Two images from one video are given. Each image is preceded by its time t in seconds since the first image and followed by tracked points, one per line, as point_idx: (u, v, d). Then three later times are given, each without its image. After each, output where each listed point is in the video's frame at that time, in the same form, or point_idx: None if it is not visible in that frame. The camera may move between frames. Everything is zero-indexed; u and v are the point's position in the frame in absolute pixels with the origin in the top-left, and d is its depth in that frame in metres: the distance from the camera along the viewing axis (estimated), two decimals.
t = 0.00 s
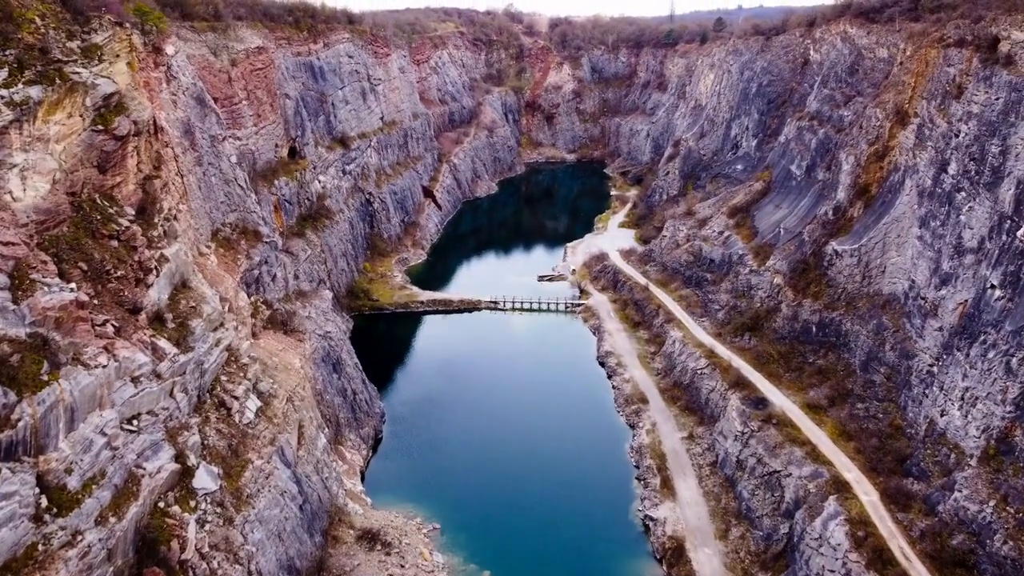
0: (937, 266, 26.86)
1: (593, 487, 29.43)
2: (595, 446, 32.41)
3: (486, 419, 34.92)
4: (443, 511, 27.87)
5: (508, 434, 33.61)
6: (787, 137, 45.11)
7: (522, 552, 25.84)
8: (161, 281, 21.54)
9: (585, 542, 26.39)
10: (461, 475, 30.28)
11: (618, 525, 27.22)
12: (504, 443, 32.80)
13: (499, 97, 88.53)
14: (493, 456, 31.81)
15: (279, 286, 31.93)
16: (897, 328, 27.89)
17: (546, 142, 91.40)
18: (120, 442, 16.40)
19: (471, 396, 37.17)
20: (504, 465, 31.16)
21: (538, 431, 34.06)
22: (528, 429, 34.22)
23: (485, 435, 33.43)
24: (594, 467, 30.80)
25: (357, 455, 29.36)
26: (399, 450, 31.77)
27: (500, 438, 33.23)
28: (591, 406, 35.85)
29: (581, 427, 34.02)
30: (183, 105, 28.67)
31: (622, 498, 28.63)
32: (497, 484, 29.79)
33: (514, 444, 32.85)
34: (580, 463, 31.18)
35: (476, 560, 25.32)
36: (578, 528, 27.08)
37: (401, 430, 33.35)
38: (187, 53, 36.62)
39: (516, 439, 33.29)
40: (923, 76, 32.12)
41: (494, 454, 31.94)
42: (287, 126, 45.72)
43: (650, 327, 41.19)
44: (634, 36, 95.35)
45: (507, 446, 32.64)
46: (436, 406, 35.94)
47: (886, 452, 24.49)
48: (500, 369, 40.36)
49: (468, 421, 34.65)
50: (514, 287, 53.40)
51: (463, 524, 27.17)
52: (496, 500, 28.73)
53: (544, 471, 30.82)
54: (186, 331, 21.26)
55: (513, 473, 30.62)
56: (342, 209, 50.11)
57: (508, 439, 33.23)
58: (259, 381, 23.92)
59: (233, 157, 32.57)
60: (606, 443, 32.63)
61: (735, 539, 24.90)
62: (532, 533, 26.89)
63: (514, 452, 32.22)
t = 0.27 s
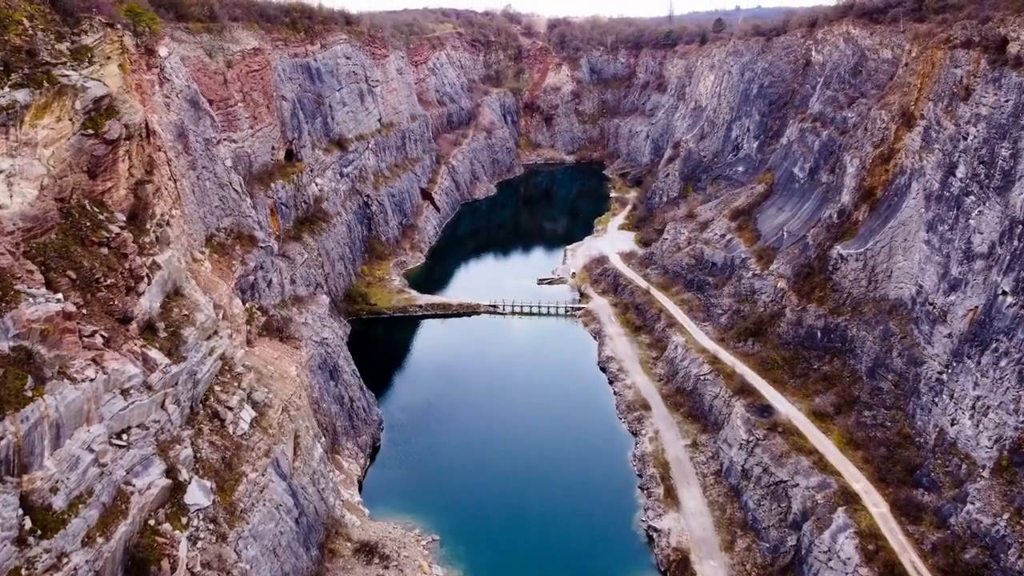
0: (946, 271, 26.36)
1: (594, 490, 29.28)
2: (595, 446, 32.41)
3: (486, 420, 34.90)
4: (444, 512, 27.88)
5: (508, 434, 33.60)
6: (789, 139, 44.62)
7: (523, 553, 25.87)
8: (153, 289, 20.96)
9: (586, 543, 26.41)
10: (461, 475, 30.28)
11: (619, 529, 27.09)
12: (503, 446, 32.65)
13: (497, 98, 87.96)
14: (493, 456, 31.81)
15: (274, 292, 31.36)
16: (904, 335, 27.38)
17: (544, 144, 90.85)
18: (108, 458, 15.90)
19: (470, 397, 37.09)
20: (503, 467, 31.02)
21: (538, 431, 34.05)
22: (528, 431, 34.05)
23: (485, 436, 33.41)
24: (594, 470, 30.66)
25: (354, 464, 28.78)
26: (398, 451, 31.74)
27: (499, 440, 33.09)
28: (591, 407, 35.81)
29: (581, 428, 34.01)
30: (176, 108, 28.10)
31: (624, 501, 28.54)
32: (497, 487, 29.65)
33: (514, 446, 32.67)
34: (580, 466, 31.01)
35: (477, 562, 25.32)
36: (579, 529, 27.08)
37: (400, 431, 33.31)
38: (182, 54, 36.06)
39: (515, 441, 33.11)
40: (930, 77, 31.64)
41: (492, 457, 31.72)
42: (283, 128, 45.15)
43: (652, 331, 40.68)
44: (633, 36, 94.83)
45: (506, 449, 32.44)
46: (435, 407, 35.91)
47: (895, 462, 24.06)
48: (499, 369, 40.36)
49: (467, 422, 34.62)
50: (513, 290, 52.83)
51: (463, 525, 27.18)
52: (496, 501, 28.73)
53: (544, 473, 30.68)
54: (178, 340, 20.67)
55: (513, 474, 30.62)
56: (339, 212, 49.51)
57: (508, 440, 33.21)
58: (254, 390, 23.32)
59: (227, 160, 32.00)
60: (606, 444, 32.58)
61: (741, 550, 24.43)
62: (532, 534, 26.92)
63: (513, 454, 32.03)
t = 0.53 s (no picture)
0: (954, 275, 25.91)
1: (594, 492, 29.33)
2: (594, 447, 32.49)
3: (485, 420, 34.98)
4: (443, 513, 28.01)
5: (507, 435, 33.68)
6: (791, 141, 44.17)
7: (523, 554, 26.04)
8: (145, 297, 20.39)
9: (585, 543, 26.54)
10: (461, 476, 30.39)
11: (619, 530, 27.13)
12: (503, 447, 32.66)
13: (495, 99, 87.48)
14: (493, 456, 31.91)
15: (270, 297, 30.84)
16: (911, 340, 26.91)
17: (543, 145, 90.36)
18: (96, 475, 15.46)
19: (469, 399, 37.09)
20: (503, 468, 31.08)
21: (537, 432, 34.14)
22: (527, 432, 34.06)
23: (485, 436, 33.50)
24: (594, 471, 30.67)
25: (352, 473, 28.26)
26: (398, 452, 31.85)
27: (499, 442, 33.09)
28: (590, 407, 35.82)
29: (580, 428, 34.08)
30: (169, 111, 27.59)
31: (624, 503, 28.55)
32: (497, 489, 29.69)
33: (513, 448, 32.69)
34: (580, 468, 31.03)
35: (477, 563, 25.46)
36: (579, 531, 27.17)
37: (400, 433, 33.39)
38: (176, 56, 35.51)
39: (514, 442, 33.11)
40: (935, 78, 31.20)
41: (492, 459, 31.74)
42: (280, 130, 44.60)
43: (653, 335, 40.21)
44: (632, 37, 94.36)
45: (505, 450, 32.41)
46: (435, 408, 35.99)
47: (904, 472, 23.62)
48: (498, 370, 40.43)
49: (466, 423, 34.69)
50: (512, 292, 52.29)
51: (463, 526, 27.31)
52: (495, 502, 28.87)
53: (544, 475, 30.71)
54: (170, 349, 20.11)
55: (512, 474, 30.74)
56: (336, 214, 48.99)
57: (507, 440, 33.29)
58: (249, 400, 22.80)
59: (222, 163, 31.45)
60: (605, 445, 32.62)
61: (747, 561, 24.00)
62: (532, 535, 27.06)
63: (513, 456, 32.03)
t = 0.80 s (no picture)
0: (963, 280, 25.42)
1: (594, 493, 29.28)
2: (594, 446, 32.51)
3: (485, 421, 34.99)
4: (444, 513, 28.05)
5: (507, 437, 33.61)
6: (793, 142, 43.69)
7: (523, 556, 26.05)
8: (135, 305, 19.79)
9: (585, 543, 26.60)
10: (460, 476, 30.43)
11: (620, 532, 27.06)
12: (502, 448, 32.58)
13: (494, 100, 86.98)
14: (492, 456, 31.95)
15: (266, 303, 30.29)
16: (919, 346, 26.41)
17: (542, 146, 89.87)
18: (83, 493, 14.95)
19: (469, 400, 37.01)
20: (503, 470, 31.03)
21: (537, 432, 34.16)
22: (527, 433, 33.98)
23: (484, 436, 33.53)
24: (594, 473, 30.59)
25: (350, 483, 27.73)
26: (398, 452, 31.88)
27: (499, 443, 33.01)
28: (590, 408, 35.78)
29: (579, 428, 34.09)
30: (162, 114, 27.04)
31: (624, 505, 28.48)
32: (497, 490, 29.64)
33: (513, 449, 32.59)
34: (580, 469, 30.97)
35: (477, 564, 25.51)
36: (579, 532, 27.17)
37: (399, 434, 33.40)
38: (169, 58, 34.97)
39: (514, 444, 33.03)
40: (941, 79, 30.73)
41: (492, 460, 31.65)
42: (276, 132, 44.02)
43: (654, 340, 39.71)
44: (631, 37, 93.88)
45: (505, 452, 32.32)
46: (434, 409, 36.02)
47: (913, 482, 23.18)
48: (497, 371, 40.35)
49: (466, 423, 34.71)
50: (511, 295, 51.73)
51: (463, 527, 27.36)
52: (496, 502, 28.92)
53: (544, 476, 30.67)
54: (161, 359, 19.51)
55: (512, 474, 30.79)
56: (333, 217, 48.45)
57: (507, 440, 33.31)
58: (243, 410, 22.25)
59: (216, 167, 30.88)
60: (604, 445, 32.62)
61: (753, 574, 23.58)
62: (532, 535, 27.12)
63: (512, 458, 31.95)
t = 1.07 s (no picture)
0: (972, 285, 24.93)
1: (594, 494, 29.18)
2: (594, 447, 32.45)
3: (485, 422, 34.96)
4: (444, 515, 27.98)
5: (507, 438, 33.49)
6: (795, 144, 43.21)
7: (523, 556, 25.98)
8: (125, 314, 19.16)
9: (585, 543, 26.53)
10: (460, 477, 30.34)
11: (621, 533, 26.95)
12: (502, 450, 32.46)
13: (492, 101, 86.47)
14: (492, 458, 31.85)
15: (261, 309, 29.71)
16: (927, 352, 25.90)
17: (540, 147, 89.37)
18: (69, 513, 14.43)
19: (468, 402, 36.91)
20: (503, 471, 30.93)
21: (537, 433, 34.10)
22: (527, 435, 33.87)
23: (485, 438, 33.47)
24: (594, 474, 30.48)
25: (346, 493, 27.15)
26: (397, 455, 31.82)
27: (498, 445, 32.88)
28: (590, 409, 35.65)
29: (579, 429, 34.03)
30: (154, 117, 26.46)
31: (624, 506, 28.36)
32: (497, 492, 29.53)
33: (513, 451, 32.44)
34: (580, 470, 30.86)
35: (478, 564, 25.45)
36: (579, 532, 27.07)
37: (399, 436, 33.34)
38: (162, 59, 34.42)
39: (514, 446, 32.89)
40: (947, 80, 30.25)
41: (492, 462, 31.52)
42: (271, 134, 43.45)
43: (656, 344, 39.19)
44: (629, 38, 93.38)
45: (505, 454, 32.18)
46: (434, 411, 35.98)
47: (922, 492, 22.74)
48: (497, 372, 40.24)
49: (466, 424, 34.65)
50: (510, 298, 51.14)
51: (464, 528, 27.29)
52: (496, 503, 28.82)
53: (543, 477, 30.57)
54: (152, 370, 18.89)
55: (513, 475, 30.73)
56: (330, 220, 47.89)
57: (508, 441, 33.25)
58: (237, 421, 21.70)
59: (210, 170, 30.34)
60: (604, 446, 32.55)
61: None
62: (532, 535, 27.04)
63: (512, 460, 31.81)
